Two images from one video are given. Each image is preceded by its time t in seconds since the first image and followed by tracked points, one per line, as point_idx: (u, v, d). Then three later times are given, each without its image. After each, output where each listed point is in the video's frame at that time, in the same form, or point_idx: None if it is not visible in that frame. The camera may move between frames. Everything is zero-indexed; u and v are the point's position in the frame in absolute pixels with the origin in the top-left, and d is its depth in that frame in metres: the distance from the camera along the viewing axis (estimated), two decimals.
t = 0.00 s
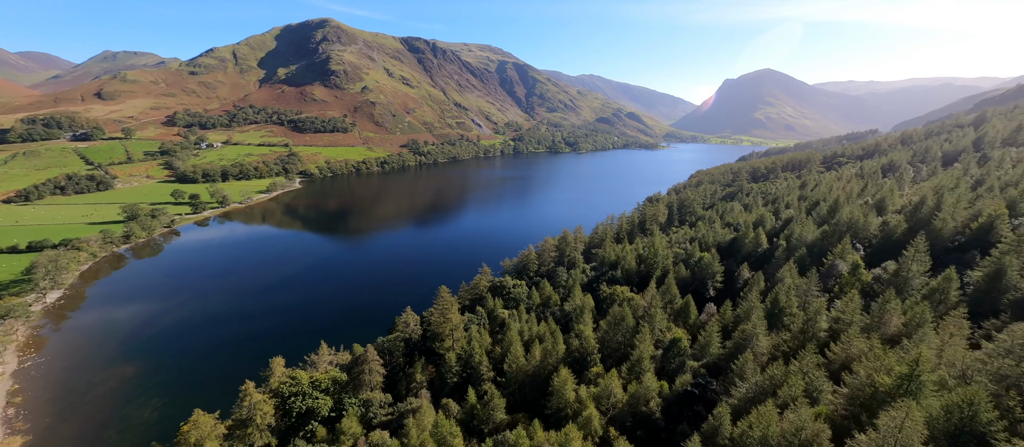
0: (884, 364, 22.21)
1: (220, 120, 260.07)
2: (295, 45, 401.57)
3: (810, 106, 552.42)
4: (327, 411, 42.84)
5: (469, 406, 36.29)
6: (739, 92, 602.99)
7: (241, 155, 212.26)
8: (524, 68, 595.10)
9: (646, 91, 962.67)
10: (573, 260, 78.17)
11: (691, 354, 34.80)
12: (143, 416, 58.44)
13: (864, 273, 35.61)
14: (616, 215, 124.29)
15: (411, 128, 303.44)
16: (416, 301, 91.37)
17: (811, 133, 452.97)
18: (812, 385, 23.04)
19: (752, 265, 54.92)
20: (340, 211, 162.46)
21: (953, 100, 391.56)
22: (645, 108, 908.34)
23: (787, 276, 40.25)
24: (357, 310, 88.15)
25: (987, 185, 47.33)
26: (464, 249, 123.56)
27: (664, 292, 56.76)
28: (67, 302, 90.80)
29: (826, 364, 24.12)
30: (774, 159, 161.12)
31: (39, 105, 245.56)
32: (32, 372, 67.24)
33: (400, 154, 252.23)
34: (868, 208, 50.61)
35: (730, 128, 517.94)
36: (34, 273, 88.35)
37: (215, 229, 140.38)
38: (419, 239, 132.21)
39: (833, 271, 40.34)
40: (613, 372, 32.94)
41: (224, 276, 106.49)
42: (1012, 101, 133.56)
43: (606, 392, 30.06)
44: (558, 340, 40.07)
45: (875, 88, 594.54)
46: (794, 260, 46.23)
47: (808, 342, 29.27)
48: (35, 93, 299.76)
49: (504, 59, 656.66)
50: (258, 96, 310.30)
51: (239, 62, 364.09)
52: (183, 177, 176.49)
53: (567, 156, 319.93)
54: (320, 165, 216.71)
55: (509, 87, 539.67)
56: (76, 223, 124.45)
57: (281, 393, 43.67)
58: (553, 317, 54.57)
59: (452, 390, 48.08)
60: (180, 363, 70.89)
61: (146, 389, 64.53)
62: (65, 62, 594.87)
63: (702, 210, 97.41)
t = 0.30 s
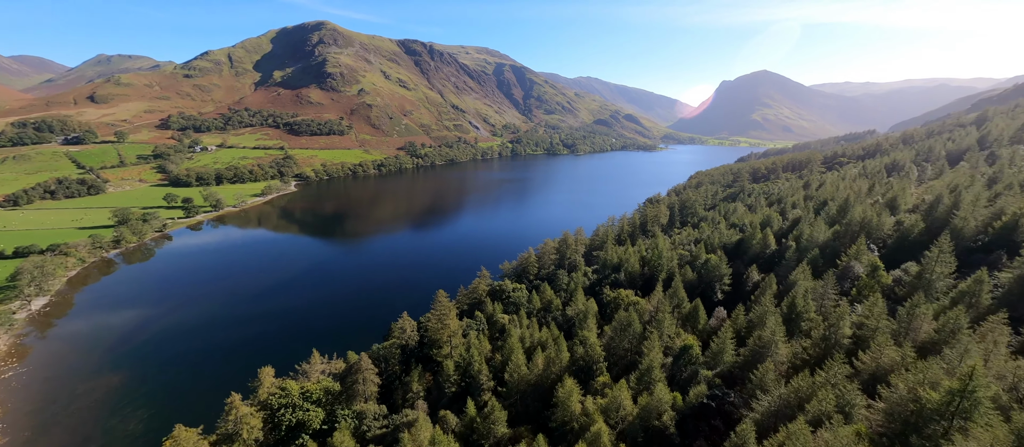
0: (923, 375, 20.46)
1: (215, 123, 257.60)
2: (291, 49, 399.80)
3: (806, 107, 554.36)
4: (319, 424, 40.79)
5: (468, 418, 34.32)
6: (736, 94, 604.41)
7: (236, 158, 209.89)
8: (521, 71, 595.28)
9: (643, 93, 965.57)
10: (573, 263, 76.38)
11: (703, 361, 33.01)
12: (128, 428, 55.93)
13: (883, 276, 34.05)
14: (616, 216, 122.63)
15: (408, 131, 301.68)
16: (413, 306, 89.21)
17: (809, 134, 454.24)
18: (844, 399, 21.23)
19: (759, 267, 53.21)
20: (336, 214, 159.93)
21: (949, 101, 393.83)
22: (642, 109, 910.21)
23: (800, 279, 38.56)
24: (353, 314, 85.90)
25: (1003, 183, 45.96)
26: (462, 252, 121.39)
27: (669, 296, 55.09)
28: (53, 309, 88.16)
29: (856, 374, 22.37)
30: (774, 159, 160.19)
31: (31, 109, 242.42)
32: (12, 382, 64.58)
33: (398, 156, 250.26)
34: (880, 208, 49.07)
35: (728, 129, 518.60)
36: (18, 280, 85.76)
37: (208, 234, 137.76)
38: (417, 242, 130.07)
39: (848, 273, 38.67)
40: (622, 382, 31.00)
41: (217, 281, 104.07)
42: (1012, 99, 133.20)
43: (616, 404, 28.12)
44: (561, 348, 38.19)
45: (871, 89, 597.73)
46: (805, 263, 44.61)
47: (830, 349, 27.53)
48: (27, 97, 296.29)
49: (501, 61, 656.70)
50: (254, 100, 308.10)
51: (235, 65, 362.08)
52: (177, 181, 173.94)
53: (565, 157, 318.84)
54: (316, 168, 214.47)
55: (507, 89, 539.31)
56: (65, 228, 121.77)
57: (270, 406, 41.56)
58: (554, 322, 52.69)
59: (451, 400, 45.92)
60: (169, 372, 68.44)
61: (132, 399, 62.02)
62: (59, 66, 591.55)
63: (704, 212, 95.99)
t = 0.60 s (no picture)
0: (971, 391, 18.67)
1: (210, 127, 255.05)
2: (287, 51, 397.72)
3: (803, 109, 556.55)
4: (310, 438, 38.62)
5: (467, 432, 32.27)
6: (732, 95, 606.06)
7: (231, 162, 207.36)
8: (518, 73, 595.51)
9: (640, 95, 968.44)
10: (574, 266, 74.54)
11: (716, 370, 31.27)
12: (112, 441, 53.48)
13: (905, 279, 32.37)
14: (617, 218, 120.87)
15: (405, 134, 299.97)
16: (411, 311, 87.27)
17: (806, 136, 455.72)
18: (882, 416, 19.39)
19: (768, 269, 51.49)
20: (333, 218, 157.67)
21: (945, 102, 396.02)
22: (639, 112, 912.46)
23: (815, 284, 36.87)
24: (349, 321, 83.78)
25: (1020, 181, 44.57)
26: (461, 255, 119.31)
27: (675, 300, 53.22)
28: (39, 317, 85.52)
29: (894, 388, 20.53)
30: (775, 160, 159.06)
31: (22, 113, 239.12)
32: None
33: (395, 159, 248.31)
34: (893, 207, 47.50)
35: (725, 131, 519.64)
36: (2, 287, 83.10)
37: (201, 238, 135.14)
38: (415, 246, 127.97)
39: (864, 275, 37.04)
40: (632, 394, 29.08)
41: (208, 287, 101.59)
42: (1011, 99, 132.74)
43: (626, 418, 26.16)
44: (566, 356, 36.26)
45: (866, 91, 601.13)
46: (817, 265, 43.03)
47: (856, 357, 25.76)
48: (19, 101, 292.74)
49: (498, 64, 656.79)
50: (250, 103, 305.75)
51: (230, 68, 359.92)
52: (170, 185, 171.31)
53: (563, 160, 317.71)
54: (312, 171, 212.22)
55: (504, 92, 539.06)
56: (54, 233, 119.13)
57: (258, 420, 39.35)
58: (556, 328, 50.79)
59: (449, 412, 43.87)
60: (157, 383, 65.99)
61: (118, 411, 59.49)
62: (53, 70, 587.50)
63: (705, 213, 94.47)
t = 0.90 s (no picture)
0: None
1: (205, 131, 252.54)
2: (283, 55, 396.04)
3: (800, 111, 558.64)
4: None
5: None
6: (729, 98, 607.56)
7: (226, 165, 204.96)
8: (515, 76, 595.89)
9: (637, 98, 971.72)
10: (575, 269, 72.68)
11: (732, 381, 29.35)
12: None
13: (931, 282, 30.57)
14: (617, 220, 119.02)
15: (402, 137, 298.35)
16: (408, 316, 85.02)
17: (803, 138, 456.79)
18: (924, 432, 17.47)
19: (777, 271, 49.72)
20: (329, 222, 155.41)
21: (940, 104, 398.17)
22: (637, 114, 914.63)
23: (833, 287, 35.06)
24: (344, 327, 81.41)
25: None
26: (459, 259, 117.07)
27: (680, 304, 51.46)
28: (24, 325, 82.86)
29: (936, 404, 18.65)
30: (775, 161, 157.93)
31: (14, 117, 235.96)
32: None
33: (392, 163, 246.47)
34: (908, 207, 45.76)
35: (723, 133, 520.38)
36: None
37: (194, 243, 132.71)
38: (413, 250, 125.87)
39: (883, 276, 35.25)
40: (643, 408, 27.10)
41: (201, 292, 99.25)
42: (1011, 98, 132.34)
43: (638, 434, 24.21)
44: (570, 366, 34.31)
45: (862, 93, 604.34)
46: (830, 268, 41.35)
47: (887, 366, 23.85)
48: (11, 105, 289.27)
49: (495, 67, 656.97)
50: (246, 107, 303.52)
51: (226, 72, 357.80)
52: (163, 189, 168.72)
53: (562, 162, 316.78)
54: (308, 175, 209.94)
55: (502, 95, 538.86)
56: (43, 239, 116.52)
57: (243, 436, 37.14)
58: (559, 335, 48.83)
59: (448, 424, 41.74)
60: (142, 393, 63.39)
61: (101, 423, 56.99)
62: (47, 75, 584.16)
63: (707, 215, 92.90)
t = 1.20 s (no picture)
0: None
1: (200, 135, 250.16)
2: (280, 58, 394.30)
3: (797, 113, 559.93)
4: None
5: None
6: (726, 101, 608.95)
7: (221, 169, 202.71)
8: (513, 79, 596.37)
9: (634, 100, 974.36)
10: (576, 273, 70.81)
11: (751, 393, 27.47)
12: None
13: (961, 285, 28.80)
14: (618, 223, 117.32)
15: (400, 140, 296.62)
16: (406, 321, 82.80)
17: (801, 139, 457.59)
18: None
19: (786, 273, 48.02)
20: (326, 226, 153.31)
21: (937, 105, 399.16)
22: (634, 117, 916.77)
23: (852, 292, 33.28)
24: (340, 332, 79.31)
25: None
26: (458, 263, 115.08)
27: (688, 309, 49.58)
28: (8, 333, 80.20)
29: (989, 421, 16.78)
30: (776, 163, 156.74)
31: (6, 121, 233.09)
32: None
33: (389, 166, 244.52)
34: (923, 207, 44.29)
35: (721, 136, 520.96)
36: None
37: (187, 248, 130.12)
38: (411, 253, 123.87)
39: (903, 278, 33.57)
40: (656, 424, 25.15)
41: (193, 298, 96.88)
42: (1012, 98, 131.66)
43: None
44: (577, 376, 32.34)
45: (859, 95, 607.08)
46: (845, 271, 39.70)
47: (923, 379, 21.97)
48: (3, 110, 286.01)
49: (493, 70, 657.14)
50: (241, 110, 301.25)
51: (222, 76, 356.02)
52: (157, 193, 166.21)
53: (560, 165, 315.66)
54: (305, 178, 207.79)
55: (500, 98, 538.71)
56: (31, 245, 113.87)
57: None
58: (561, 342, 46.93)
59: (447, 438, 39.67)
60: (129, 402, 60.99)
61: (83, 435, 54.43)
62: (42, 80, 580.26)
63: (710, 217, 91.30)
